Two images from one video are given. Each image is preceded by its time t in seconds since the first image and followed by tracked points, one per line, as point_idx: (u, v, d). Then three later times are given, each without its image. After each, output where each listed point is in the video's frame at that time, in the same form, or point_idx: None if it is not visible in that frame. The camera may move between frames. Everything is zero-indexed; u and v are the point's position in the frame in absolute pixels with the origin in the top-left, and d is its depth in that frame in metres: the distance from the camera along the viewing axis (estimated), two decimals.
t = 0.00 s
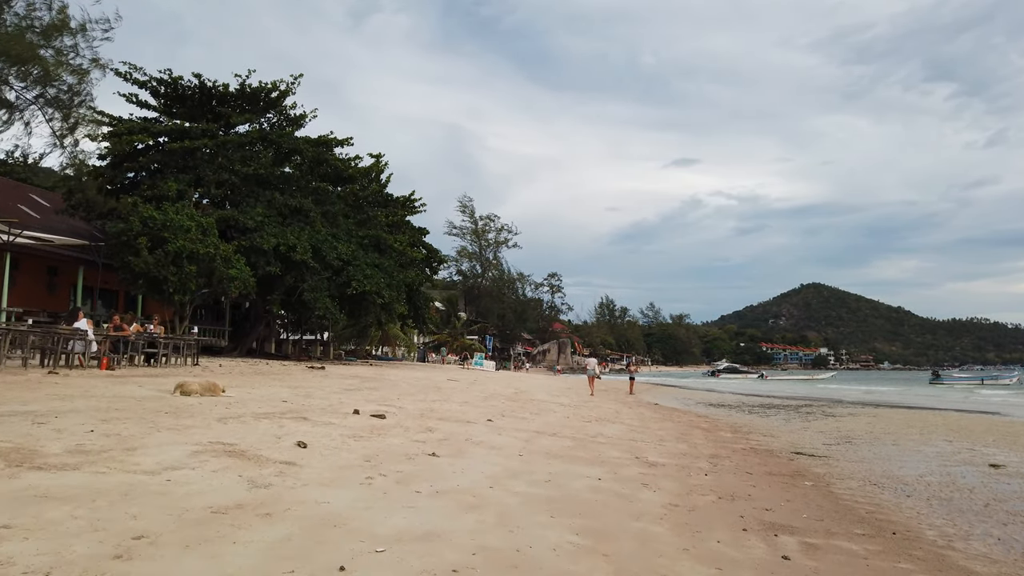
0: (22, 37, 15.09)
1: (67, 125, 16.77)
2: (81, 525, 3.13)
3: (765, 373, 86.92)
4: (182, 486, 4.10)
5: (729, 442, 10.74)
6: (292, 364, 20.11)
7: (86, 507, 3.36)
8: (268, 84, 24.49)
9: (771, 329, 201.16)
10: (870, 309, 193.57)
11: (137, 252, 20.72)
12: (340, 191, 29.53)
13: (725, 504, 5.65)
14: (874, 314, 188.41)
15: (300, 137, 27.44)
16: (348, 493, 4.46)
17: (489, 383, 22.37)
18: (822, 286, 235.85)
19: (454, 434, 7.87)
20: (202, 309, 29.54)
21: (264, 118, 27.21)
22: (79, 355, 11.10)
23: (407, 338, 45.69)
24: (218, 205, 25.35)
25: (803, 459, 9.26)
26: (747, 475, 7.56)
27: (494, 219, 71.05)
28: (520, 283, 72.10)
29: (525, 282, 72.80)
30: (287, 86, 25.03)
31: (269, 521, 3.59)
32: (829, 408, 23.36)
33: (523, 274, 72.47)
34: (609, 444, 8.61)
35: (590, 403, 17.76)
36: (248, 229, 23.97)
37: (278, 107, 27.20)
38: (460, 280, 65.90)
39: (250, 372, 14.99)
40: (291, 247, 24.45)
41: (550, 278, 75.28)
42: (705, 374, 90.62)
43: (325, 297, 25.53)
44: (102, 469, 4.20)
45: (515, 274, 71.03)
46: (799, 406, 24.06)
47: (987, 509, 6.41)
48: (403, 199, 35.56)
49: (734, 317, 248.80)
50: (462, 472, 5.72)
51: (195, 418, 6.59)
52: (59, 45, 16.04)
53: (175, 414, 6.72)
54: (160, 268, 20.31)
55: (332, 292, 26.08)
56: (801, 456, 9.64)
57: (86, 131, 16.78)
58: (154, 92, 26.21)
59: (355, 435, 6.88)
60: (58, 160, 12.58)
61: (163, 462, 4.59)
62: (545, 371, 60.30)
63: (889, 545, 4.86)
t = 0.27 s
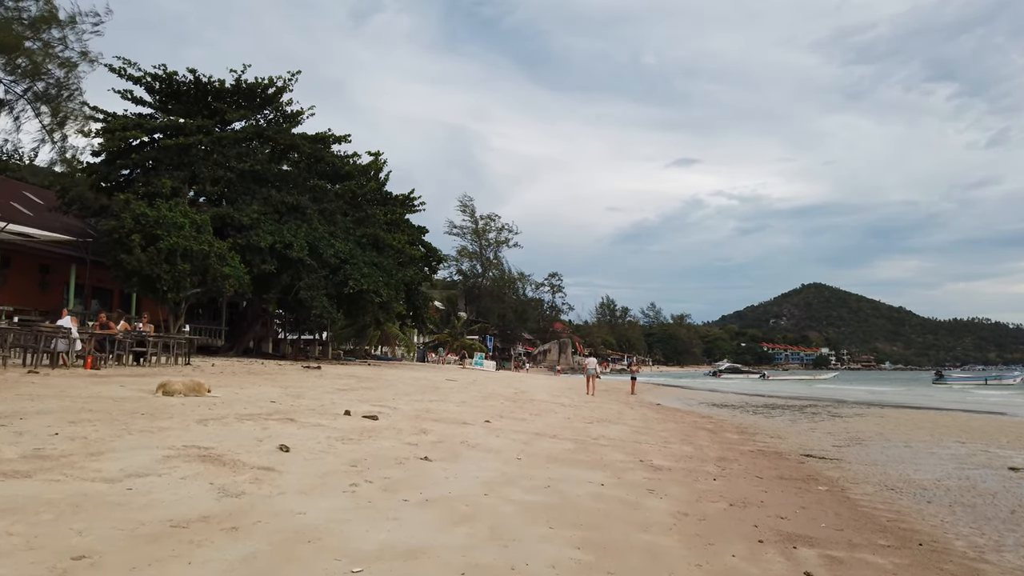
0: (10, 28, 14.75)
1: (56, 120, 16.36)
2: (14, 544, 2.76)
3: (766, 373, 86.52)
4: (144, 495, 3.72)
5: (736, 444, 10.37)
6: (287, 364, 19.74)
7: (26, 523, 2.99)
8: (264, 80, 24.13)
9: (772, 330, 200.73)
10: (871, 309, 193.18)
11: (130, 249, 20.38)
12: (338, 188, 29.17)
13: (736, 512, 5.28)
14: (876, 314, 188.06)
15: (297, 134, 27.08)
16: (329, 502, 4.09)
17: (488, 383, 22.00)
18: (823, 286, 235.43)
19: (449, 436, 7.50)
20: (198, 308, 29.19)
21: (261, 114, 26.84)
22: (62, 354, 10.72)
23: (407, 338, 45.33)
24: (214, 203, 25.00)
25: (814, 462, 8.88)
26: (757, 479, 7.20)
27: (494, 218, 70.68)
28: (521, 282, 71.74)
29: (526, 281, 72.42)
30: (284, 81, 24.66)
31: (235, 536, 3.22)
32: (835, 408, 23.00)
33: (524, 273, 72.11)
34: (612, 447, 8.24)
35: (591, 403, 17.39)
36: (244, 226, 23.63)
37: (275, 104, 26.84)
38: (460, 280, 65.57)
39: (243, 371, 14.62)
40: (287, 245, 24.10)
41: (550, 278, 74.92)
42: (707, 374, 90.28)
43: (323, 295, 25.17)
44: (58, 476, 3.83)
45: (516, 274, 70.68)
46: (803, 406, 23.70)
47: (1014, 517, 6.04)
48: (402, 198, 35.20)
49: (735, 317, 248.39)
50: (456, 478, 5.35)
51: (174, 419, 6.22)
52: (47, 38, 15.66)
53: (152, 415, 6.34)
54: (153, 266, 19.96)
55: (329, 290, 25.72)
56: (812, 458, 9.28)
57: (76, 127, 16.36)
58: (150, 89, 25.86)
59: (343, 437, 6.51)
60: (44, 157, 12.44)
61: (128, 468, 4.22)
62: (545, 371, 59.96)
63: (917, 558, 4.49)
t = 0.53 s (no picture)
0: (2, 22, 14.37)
1: (47, 116, 16.07)
2: None
3: (768, 373, 86.19)
4: (103, 511, 3.36)
5: (745, 447, 10.00)
6: (284, 364, 19.39)
7: None
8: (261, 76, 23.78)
9: (774, 330, 200.37)
10: (873, 309, 192.75)
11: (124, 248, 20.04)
12: (337, 186, 28.83)
13: (754, 524, 4.92)
14: (878, 315, 187.67)
15: (295, 131, 26.73)
16: (312, 517, 3.72)
17: (490, 383, 21.65)
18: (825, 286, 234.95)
19: (447, 440, 7.13)
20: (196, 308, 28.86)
21: (259, 111, 26.50)
22: (47, 354, 10.37)
23: (408, 338, 45.00)
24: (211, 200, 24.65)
25: (828, 466, 8.51)
26: (772, 485, 6.84)
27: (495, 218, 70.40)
28: (522, 282, 71.41)
29: (527, 281, 72.13)
30: (282, 77, 24.31)
31: (200, 559, 2.86)
32: (841, 409, 22.61)
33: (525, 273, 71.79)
34: (618, 451, 7.87)
35: (594, 404, 17.04)
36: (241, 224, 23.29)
37: (273, 100, 26.50)
38: (462, 279, 65.27)
39: (238, 372, 14.28)
40: (285, 243, 23.75)
41: (552, 278, 74.63)
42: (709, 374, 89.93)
43: (321, 294, 24.81)
44: (11, 489, 3.47)
45: (517, 273, 70.35)
46: (809, 407, 23.36)
47: None
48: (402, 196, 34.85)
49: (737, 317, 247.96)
50: (452, 487, 4.98)
51: (153, 423, 5.85)
52: (37, 31, 15.29)
53: (131, 419, 5.98)
54: (147, 264, 19.62)
55: (327, 289, 25.38)
56: (826, 462, 8.92)
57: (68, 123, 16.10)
58: (146, 85, 25.53)
59: (334, 442, 6.15)
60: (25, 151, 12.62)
61: (92, 479, 3.86)
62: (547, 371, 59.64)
63: None
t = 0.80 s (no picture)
0: None
1: (38, 110, 15.75)
2: None
3: (771, 373, 85.79)
4: (48, 535, 2.97)
5: (756, 452, 9.61)
6: (280, 364, 19.02)
7: None
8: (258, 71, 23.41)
9: (776, 330, 199.93)
10: (876, 309, 192.25)
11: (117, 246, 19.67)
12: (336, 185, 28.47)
13: (775, 541, 4.52)
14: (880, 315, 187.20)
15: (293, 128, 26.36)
16: (287, 538, 3.34)
17: (490, 384, 21.28)
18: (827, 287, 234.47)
19: (443, 447, 6.74)
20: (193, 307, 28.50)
21: (256, 108, 26.13)
22: (30, 355, 10.00)
23: (408, 338, 44.64)
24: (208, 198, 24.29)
25: (844, 473, 8.10)
26: (788, 495, 6.44)
27: (497, 217, 70.08)
28: (524, 282, 71.07)
29: (529, 281, 71.81)
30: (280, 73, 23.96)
31: None
32: (849, 411, 22.17)
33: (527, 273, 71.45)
34: (624, 458, 7.48)
35: (597, 406, 16.65)
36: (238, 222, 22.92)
37: (271, 97, 26.14)
38: (463, 279, 64.94)
39: (232, 373, 13.92)
40: (282, 242, 23.41)
41: (554, 278, 74.29)
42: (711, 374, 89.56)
43: (319, 294, 24.46)
44: None
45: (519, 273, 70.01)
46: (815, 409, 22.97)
47: None
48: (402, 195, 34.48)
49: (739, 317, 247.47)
50: (447, 500, 4.59)
51: (127, 430, 5.46)
52: (27, 23, 14.94)
53: (104, 425, 5.59)
54: (141, 263, 19.24)
55: (325, 289, 25.01)
56: (841, 469, 8.52)
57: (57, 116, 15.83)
58: (142, 82, 25.18)
59: (323, 449, 5.77)
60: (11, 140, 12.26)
61: (43, 495, 3.48)
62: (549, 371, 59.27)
63: None
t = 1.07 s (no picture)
0: None
1: (26, 105, 15.34)
2: None
3: (773, 373, 85.39)
4: None
5: (763, 455, 9.24)
6: (275, 364, 18.67)
7: None
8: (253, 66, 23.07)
9: (777, 329, 199.53)
10: (877, 309, 191.94)
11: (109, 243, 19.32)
12: (333, 182, 28.16)
13: (791, 556, 4.16)
14: (882, 314, 186.76)
15: (290, 124, 26.01)
16: (250, 559, 2.98)
17: (490, 384, 20.92)
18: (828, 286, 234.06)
19: (435, 451, 6.38)
20: (189, 306, 28.18)
21: (252, 104, 25.79)
22: (8, 355, 9.65)
23: (408, 337, 44.28)
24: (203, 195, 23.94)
25: (857, 478, 7.72)
26: (800, 502, 6.07)
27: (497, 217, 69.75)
28: (524, 282, 70.72)
29: (530, 280, 71.48)
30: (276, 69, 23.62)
31: None
32: (855, 411, 21.75)
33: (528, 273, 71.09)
34: (626, 461, 7.11)
35: (598, 407, 16.28)
36: (233, 220, 22.58)
37: (266, 93, 25.80)
38: (464, 279, 64.64)
39: (223, 373, 13.56)
40: (278, 240, 23.08)
41: (555, 277, 73.95)
42: (713, 374, 89.20)
43: (315, 292, 24.13)
44: None
45: (519, 273, 69.65)
46: (820, 409, 22.59)
47: None
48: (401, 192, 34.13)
49: (740, 317, 247.08)
50: (434, 511, 4.23)
51: (93, 433, 5.10)
52: (12, 15, 14.72)
53: (69, 428, 5.23)
54: (134, 261, 18.88)
55: (322, 287, 24.68)
56: (853, 473, 8.15)
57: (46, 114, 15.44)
58: (136, 77, 24.85)
59: (304, 454, 5.41)
60: None
61: None
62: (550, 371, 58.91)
63: None
